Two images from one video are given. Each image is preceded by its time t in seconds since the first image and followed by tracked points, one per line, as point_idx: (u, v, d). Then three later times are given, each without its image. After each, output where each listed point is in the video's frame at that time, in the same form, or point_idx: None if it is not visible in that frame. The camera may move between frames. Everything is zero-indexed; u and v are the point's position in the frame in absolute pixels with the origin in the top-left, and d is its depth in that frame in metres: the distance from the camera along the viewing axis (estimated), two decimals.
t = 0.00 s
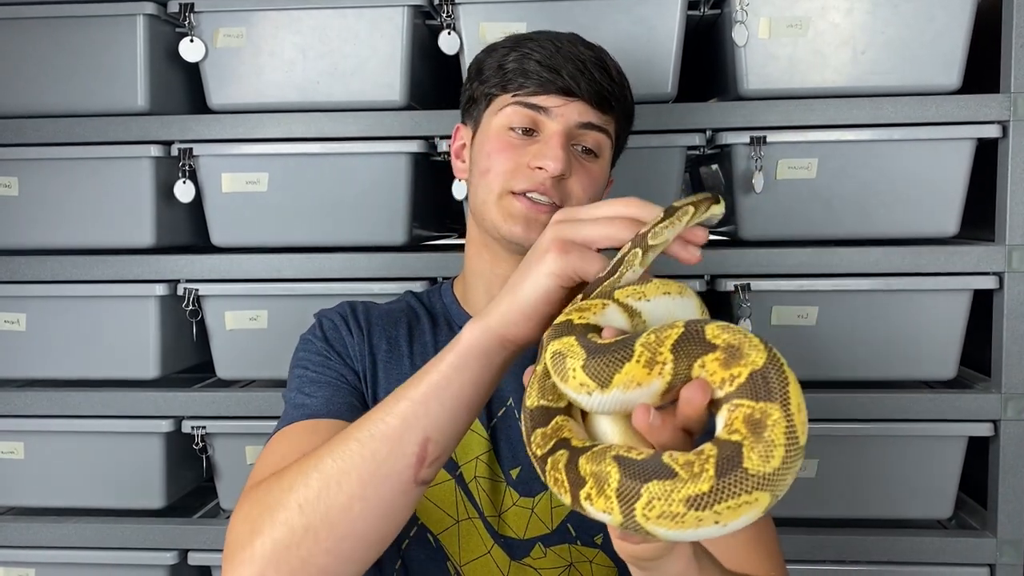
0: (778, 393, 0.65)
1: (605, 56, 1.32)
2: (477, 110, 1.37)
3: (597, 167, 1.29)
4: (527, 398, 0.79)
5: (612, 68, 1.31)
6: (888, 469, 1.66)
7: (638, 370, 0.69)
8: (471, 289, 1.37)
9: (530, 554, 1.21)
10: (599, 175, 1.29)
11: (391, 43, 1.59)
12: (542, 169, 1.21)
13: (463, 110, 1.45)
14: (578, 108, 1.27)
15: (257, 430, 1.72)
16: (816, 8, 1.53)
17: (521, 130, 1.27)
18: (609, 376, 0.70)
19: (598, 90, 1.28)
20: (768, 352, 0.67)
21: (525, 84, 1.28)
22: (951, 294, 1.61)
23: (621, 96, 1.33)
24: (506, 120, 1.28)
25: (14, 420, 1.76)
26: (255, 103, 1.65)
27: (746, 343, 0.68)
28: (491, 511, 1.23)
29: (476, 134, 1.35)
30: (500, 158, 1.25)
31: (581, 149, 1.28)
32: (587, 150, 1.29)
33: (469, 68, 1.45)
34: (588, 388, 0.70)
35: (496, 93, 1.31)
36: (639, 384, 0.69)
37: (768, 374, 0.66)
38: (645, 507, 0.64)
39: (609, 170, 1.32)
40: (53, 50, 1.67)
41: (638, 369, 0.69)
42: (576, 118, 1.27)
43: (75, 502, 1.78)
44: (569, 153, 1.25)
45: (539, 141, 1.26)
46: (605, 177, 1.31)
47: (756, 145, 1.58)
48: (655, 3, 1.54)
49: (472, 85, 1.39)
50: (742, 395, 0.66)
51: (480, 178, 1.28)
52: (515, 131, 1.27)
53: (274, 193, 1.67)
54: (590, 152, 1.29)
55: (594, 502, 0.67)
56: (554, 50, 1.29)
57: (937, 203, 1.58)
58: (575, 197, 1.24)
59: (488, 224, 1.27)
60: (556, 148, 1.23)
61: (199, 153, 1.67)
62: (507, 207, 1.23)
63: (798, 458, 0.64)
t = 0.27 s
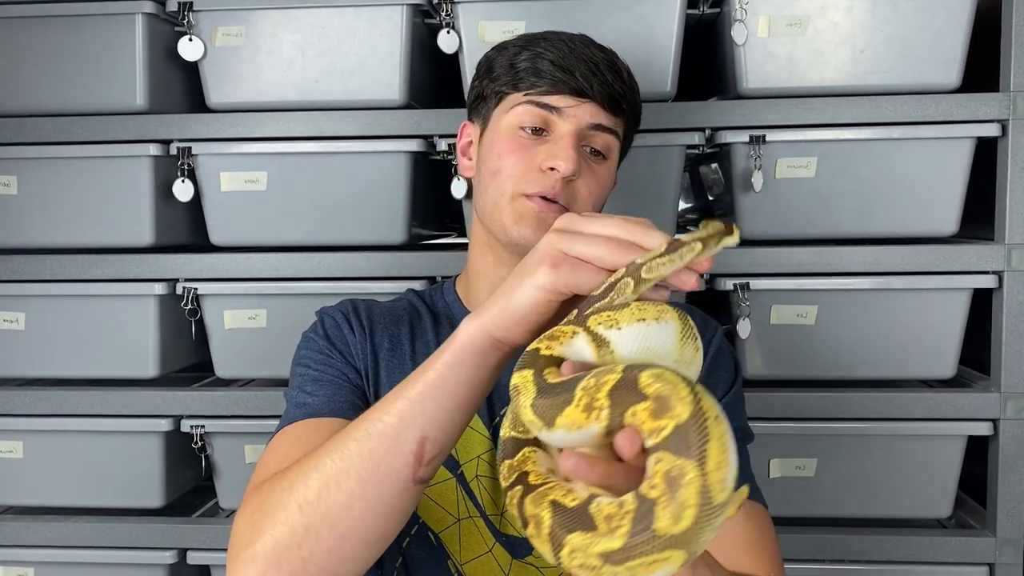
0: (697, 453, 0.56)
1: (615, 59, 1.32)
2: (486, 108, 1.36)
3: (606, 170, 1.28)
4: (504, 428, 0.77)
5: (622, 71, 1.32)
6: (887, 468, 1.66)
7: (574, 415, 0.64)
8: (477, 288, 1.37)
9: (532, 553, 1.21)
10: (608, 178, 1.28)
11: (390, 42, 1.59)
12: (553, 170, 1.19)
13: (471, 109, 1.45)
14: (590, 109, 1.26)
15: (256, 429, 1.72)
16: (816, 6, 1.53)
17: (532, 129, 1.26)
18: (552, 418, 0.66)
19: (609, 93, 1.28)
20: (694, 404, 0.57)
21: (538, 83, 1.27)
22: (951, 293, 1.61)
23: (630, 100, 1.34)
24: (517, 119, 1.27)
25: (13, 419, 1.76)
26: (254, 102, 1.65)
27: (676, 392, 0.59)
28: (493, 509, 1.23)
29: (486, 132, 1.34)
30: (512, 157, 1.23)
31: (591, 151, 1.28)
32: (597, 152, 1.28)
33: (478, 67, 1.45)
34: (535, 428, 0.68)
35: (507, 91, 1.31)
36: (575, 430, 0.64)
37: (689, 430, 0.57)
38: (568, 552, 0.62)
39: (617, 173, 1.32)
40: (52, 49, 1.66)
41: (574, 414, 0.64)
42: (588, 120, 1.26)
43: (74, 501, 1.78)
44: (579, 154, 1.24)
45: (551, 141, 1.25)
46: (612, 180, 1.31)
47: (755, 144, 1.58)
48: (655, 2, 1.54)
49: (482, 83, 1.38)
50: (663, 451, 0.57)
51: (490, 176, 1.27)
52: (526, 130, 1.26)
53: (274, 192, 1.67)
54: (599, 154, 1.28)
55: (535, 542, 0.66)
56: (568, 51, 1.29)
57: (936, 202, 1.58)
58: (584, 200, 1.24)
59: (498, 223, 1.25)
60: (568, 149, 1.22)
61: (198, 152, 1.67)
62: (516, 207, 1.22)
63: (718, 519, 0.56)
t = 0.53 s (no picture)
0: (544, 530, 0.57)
1: (616, 59, 1.33)
2: (487, 108, 1.36)
3: (607, 170, 1.28)
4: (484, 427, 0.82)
5: (623, 70, 1.32)
6: (888, 468, 1.66)
7: (490, 446, 0.67)
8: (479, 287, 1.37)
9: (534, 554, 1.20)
10: (609, 178, 1.28)
11: (390, 42, 1.59)
12: (554, 171, 1.19)
13: (473, 109, 1.45)
14: (590, 110, 1.26)
15: (256, 429, 1.72)
16: (816, 7, 1.53)
17: (533, 130, 1.26)
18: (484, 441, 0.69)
19: (609, 93, 1.28)
20: (558, 479, 0.57)
21: (539, 83, 1.27)
22: (951, 293, 1.61)
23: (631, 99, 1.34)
24: (517, 120, 1.26)
25: (13, 419, 1.77)
26: (255, 103, 1.65)
27: (550, 461, 0.59)
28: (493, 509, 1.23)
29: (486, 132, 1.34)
30: (513, 158, 1.23)
31: (592, 151, 1.28)
32: (598, 152, 1.28)
33: (478, 67, 1.45)
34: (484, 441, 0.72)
35: (508, 92, 1.31)
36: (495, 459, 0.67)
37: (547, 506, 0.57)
38: (466, 565, 0.69)
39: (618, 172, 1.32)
40: (52, 49, 1.67)
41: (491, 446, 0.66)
42: (588, 120, 1.26)
43: (74, 501, 1.79)
44: (580, 155, 1.24)
45: (552, 142, 1.25)
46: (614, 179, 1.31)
47: (755, 144, 1.58)
48: (655, 2, 1.54)
49: (483, 83, 1.39)
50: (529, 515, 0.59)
51: (492, 177, 1.27)
52: (526, 131, 1.26)
53: (274, 192, 1.67)
54: (600, 154, 1.28)
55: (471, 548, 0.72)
56: (568, 51, 1.29)
57: (936, 202, 1.58)
58: (585, 200, 1.23)
59: (500, 224, 1.26)
60: (568, 150, 1.22)
61: (198, 152, 1.67)
62: (518, 207, 1.22)
63: None
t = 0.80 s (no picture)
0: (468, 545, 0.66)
1: (606, 53, 1.33)
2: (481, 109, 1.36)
3: (600, 165, 1.27)
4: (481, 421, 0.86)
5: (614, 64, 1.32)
6: (888, 467, 1.66)
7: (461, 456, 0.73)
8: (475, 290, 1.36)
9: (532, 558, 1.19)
10: (603, 174, 1.27)
11: (391, 42, 1.59)
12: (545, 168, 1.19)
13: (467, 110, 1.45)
14: (581, 105, 1.26)
15: (256, 429, 1.72)
16: (816, 6, 1.53)
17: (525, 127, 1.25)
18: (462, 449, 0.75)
19: (600, 87, 1.28)
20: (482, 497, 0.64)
21: (530, 80, 1.27)
22: (951, 293, 1.61)
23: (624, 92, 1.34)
24: (508, 118, 1.26)
25: (13, 419, 1.77)
26: (255, 102, 1.65)
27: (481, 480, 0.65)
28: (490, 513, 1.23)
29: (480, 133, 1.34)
30: (504, 156, 1.23)
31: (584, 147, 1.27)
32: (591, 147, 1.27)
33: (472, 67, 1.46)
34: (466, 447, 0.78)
35: (500, 91, 1.31)
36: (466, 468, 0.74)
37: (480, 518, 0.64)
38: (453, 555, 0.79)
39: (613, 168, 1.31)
40: (53, 49, 1.67)
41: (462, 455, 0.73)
42: (579, 115, 1.26)
43: (74, 501, 1.79)
44: (572, 150, 1.24)
45: (543, 139, 1.24)
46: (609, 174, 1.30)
47: (755, 144, 1.58)
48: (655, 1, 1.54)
49: (475, 85, 1.39)
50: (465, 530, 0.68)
51: (486, 177, 1.26)
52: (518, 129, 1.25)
53: (274, 191, 1.67)
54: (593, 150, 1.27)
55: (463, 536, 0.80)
56: (558, 47, 1.30)
57: (935, 201, 1.58)
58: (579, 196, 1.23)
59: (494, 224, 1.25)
60: (559, 146, 1.22)
61: (198, 152, 1.67)
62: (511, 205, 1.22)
63: None
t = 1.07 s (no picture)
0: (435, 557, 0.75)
1: (572, 39, 1.30)
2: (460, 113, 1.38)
3: (570, 155, 1.26)
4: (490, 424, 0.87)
5: (580, 50, 1.29)
6: (886, 467, 1.66)
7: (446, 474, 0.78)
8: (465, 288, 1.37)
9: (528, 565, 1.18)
10: (574, 163, 1.26)
11: (389, 42, 1.60)
12: (506, 165, 1.20)
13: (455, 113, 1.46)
14: (542, 98, 1.26)
15: (255, 429, 1.72)
16: (814, 7, 1.53)
17: (489, 126, 1.27)
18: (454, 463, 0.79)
19: (562, 77, 1.27)
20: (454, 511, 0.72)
21: (492, 79, 1.28)
22: (949, 293, 1.61)
23: (595, 77, 1.31)
24: (473, 120, 1.28)
25: (13, 419, 1.77)
26: (253, 102, 1.65)
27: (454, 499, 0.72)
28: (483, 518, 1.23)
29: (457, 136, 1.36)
30: (470, 157, 1.25)
31: (552, 139, 1.27)
32: (558, 139, 1.27)
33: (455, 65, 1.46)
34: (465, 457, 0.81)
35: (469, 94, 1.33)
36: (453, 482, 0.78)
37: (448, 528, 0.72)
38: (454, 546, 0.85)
39: (588, 155, 1.30)
40: (51, 50, 1.67)
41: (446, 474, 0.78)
42: (541, 108, 1.26)
43: (73, 501, 1.79)
44: (534, 144, 1.24)
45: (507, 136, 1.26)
46: (584, 162, 1.28)
47: (753, 144, 1.58)
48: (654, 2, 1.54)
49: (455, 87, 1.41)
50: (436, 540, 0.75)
51: (457, 179, 1.28)
52: (483, 129, 1.27)
53: (273, 191, 1.67)
54: (561, 140, 1.27)
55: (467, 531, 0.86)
56: (518, 41, 1.29)
57: (934, 202, 1.58)
58: (545, 188, 1.23)
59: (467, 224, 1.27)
60: (519, 141, 1.23)
61: (197, 152, 1.67)
62: (478, 205, 1.24)
63: None
